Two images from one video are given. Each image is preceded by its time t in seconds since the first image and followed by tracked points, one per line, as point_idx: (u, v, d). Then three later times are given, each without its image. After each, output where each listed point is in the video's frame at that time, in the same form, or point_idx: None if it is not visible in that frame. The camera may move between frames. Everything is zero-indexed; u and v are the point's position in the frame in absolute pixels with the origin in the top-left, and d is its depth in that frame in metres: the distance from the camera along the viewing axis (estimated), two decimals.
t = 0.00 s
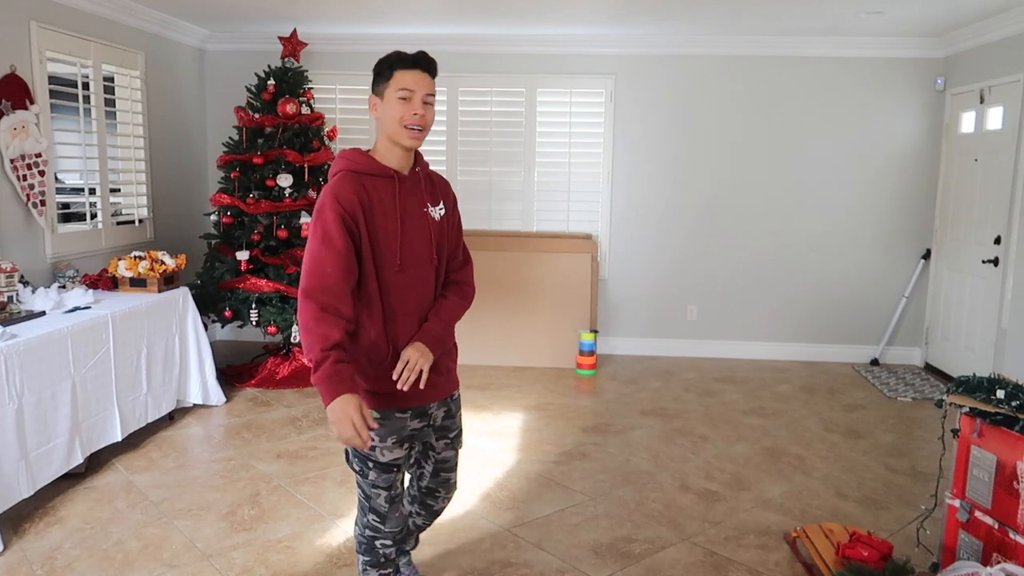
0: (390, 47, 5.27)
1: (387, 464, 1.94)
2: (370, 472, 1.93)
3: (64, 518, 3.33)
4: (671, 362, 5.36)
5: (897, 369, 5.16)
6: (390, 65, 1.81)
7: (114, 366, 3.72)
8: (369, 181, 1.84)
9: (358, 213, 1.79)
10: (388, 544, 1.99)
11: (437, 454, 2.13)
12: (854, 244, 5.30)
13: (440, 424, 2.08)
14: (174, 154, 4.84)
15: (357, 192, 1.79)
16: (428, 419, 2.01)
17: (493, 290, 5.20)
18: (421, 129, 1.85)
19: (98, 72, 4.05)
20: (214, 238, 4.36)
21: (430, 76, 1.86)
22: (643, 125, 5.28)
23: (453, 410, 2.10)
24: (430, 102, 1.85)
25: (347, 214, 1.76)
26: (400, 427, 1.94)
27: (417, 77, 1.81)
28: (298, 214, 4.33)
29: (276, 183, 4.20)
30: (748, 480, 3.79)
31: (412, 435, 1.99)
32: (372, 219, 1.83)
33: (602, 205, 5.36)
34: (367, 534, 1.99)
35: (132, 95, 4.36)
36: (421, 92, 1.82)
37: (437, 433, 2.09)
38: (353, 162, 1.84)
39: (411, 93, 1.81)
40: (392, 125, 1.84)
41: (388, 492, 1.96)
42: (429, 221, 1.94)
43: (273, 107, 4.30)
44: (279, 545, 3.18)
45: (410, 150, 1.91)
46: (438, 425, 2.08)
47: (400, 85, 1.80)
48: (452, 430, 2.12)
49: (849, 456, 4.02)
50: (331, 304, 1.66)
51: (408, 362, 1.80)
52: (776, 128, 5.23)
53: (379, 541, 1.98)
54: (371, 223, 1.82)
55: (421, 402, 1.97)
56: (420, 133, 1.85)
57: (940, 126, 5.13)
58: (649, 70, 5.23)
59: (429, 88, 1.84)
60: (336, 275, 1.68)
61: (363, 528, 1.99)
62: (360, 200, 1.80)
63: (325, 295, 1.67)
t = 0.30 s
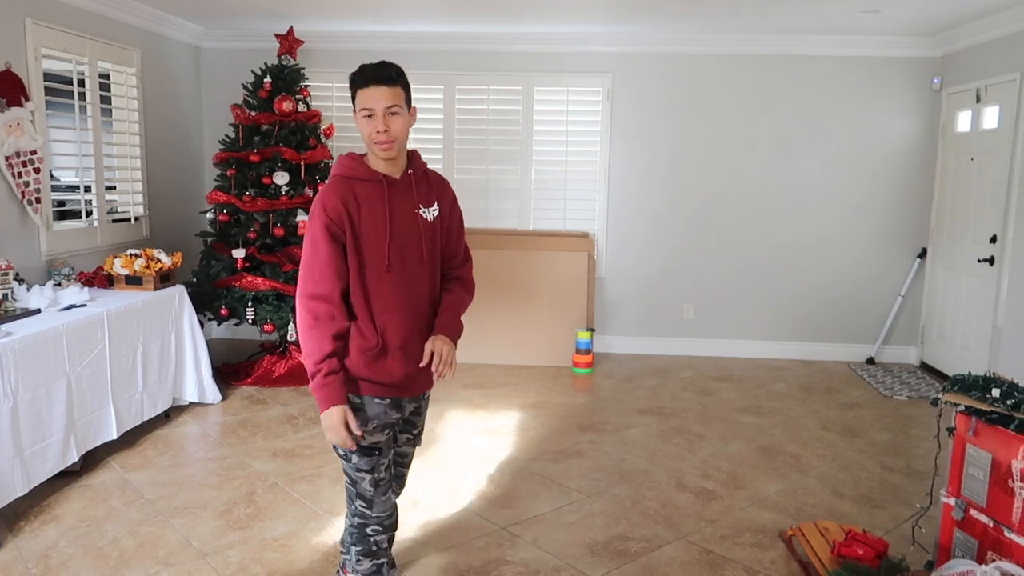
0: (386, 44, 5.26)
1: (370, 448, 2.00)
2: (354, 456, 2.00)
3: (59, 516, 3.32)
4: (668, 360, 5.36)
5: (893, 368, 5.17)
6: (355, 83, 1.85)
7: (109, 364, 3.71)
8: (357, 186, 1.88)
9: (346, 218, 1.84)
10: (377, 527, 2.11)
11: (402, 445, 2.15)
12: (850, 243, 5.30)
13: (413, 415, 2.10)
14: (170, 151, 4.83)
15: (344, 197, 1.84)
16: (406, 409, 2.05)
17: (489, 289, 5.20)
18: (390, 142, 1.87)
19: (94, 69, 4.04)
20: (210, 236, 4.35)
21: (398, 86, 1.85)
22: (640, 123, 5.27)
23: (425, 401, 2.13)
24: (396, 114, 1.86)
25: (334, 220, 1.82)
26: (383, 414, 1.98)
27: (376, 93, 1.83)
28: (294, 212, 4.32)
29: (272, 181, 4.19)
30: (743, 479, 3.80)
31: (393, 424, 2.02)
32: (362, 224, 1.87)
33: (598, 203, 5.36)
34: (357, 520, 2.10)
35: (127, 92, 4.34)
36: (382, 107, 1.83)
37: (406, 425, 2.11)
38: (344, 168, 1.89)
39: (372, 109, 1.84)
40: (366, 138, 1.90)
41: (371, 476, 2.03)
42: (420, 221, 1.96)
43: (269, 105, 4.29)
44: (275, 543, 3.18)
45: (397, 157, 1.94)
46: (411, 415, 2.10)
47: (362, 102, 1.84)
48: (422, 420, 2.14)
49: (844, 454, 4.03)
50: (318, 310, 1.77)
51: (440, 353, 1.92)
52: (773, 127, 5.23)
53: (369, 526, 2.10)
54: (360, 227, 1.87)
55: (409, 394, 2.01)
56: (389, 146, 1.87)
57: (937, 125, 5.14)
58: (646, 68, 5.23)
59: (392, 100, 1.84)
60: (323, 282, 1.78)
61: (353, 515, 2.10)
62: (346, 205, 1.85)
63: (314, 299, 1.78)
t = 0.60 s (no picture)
0: (378, 40, 5.25)
1: (352, 436, 2.03)
2: (338, 445, 2.04)
3: (47, 514, 3.30)
4: (658, 359, 5.37)
5: (884, 367, 5.20)
6: (365, 90, 1.93)
7: (97, 362, 3.69)
8: (352, 184, 1.95)
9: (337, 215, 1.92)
10: (367, 516, 2.11)
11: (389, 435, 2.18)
12: (839, 242, 5.33)
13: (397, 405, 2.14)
14: (157, 147, 4.80)
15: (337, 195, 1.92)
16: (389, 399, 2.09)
17: (479, 287, 5.20)
18: (393, 148, 1.94)
19: (83, 65, 4.01)
20: (198, 232, 4.31)
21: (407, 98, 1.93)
22: (632, 119, 5.28)
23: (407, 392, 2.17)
24: (403, 122, 1.93)
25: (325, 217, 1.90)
26: (363, 404, 2.02)
27: (388, 100, 1.91)
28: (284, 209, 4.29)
29: (262, 178, 4.18)
30: (731, 477, 3.81)
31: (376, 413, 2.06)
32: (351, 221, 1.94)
33: (590, 199, 5.37)
34: (347, 510, 2.11)
35: (116, 88, 4.31)
36: (391, 114, 1.91)
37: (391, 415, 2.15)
38: (338, 166, 1.96)
39: (381, 116, 1.91)
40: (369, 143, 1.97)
41: (356, 464, 2.05)
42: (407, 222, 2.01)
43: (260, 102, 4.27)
44: (265, 542, 3.17)
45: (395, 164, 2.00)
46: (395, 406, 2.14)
47: (373, 108, 1.92)
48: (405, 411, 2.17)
49: (833, 453, 4.05)
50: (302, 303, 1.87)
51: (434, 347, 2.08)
52: (763, 126, 5.25)
53: (358, 515, 2.10)
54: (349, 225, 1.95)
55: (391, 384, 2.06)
56: (393, 152, 1.94)
57: (927, 124, 5.17)
58: (637, 68, 5.23)
59: (402, 109, 1.92)
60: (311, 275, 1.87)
61: (343, 505, 2.11)
62: (338, 202, 1.92)
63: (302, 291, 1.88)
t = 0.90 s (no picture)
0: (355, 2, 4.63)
1: (326, 463, 1.47)
2: (306, 473, 1.48)
3: None
4: (670, 371, 4.73)
5: (936, 381, 4.59)
6: (345, 41, 1.38)
7: (11, 368, 3.07)
8: (329, 158, 1.37)
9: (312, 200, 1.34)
10: (342, 564, 1.56)
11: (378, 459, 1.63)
12: (874, 234, 4.74)
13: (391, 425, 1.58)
14: (86, 121, 4.15)
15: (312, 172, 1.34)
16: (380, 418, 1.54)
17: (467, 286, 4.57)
18: (380, 119, 1.37)
19: None
20: (134, 219, 3.68)
21: (401, 54, 1.39)
22: (644, 89, 4.66)
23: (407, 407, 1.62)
24: (395, 85, 1.38)
25: (297, 202, 1.32)
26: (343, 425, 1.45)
27: (375, 54, 1.36)
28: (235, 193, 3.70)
29: (209, 155, 3.56)
30: (763, 507, 3.19)
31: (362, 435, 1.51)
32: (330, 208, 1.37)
33: (598, 181, 4.74)
34: (315, 555, 1.55)
35: (38, 47, 3.68)
36: (380, 72, 1.36)
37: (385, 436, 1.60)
38: (306, 134, 1.37)
39: (366, 74, 1.36)
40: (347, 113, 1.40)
41: (331, 497, 1.50)
42: (395, 209, 1.45)
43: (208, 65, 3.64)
44: None
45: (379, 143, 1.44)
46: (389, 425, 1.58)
47: (355, 63, 1.36)
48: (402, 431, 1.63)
49: (881, 480, 3.44)
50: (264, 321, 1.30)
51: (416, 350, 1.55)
52: (788, 100, 4.65)
53: (330, 562, 1.55)
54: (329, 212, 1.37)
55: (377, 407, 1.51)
56: (379, 124, 1.37)
57: (989, 98, 4.58)
58: (652, 28, 4.62)
59: (394, 68, 1.37)
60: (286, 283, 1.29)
61: (309, 547, 1.55)
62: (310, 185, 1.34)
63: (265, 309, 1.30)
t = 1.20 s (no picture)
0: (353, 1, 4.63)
1: (337, 484, 1.45)
2: (317, 494, 1.46)
3: None
4: (667, 372, 4.73)
5: (932, 383, 4.60)
6: (375, 33, 1.29)
7: (6, 368, 3.06)
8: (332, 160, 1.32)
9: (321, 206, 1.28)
10: None
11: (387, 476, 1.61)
12: (872, 235, 4.75)
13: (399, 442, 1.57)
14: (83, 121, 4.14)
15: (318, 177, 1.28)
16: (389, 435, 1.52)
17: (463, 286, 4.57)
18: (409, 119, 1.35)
19: None
20: (129, 218, 3.67)
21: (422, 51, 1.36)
22: (643, 90, 4.67)
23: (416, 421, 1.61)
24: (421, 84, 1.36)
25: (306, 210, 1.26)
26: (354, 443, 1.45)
27: (410, 52, 1.31)
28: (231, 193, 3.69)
29: (204, 155, 3.56)
30: (758, 509, 3.19)
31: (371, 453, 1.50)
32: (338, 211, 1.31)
33: (595, 182, 4.75)
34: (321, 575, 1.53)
35: (34, 45, 3.66)
36: (414, 71, 1.32)
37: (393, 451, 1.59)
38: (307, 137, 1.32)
39: (404, 74, 1.31)
40: (367, 109, 1.33)
41: (340, 517, 1.48)
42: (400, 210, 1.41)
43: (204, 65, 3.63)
44: None
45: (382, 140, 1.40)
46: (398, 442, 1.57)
47: (391, 60, 1.29)
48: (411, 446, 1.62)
49: (875, 482, 3.44)
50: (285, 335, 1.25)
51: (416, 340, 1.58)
52: (785, 100, 4.66)
53: None
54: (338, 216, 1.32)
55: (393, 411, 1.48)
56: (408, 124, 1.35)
57: (985, 100, 4.59)
58: (651, 27, 4.62)
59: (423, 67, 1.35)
60: (300, 294, 1.24)
61: (315, 566, 1.53)
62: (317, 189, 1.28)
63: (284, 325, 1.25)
